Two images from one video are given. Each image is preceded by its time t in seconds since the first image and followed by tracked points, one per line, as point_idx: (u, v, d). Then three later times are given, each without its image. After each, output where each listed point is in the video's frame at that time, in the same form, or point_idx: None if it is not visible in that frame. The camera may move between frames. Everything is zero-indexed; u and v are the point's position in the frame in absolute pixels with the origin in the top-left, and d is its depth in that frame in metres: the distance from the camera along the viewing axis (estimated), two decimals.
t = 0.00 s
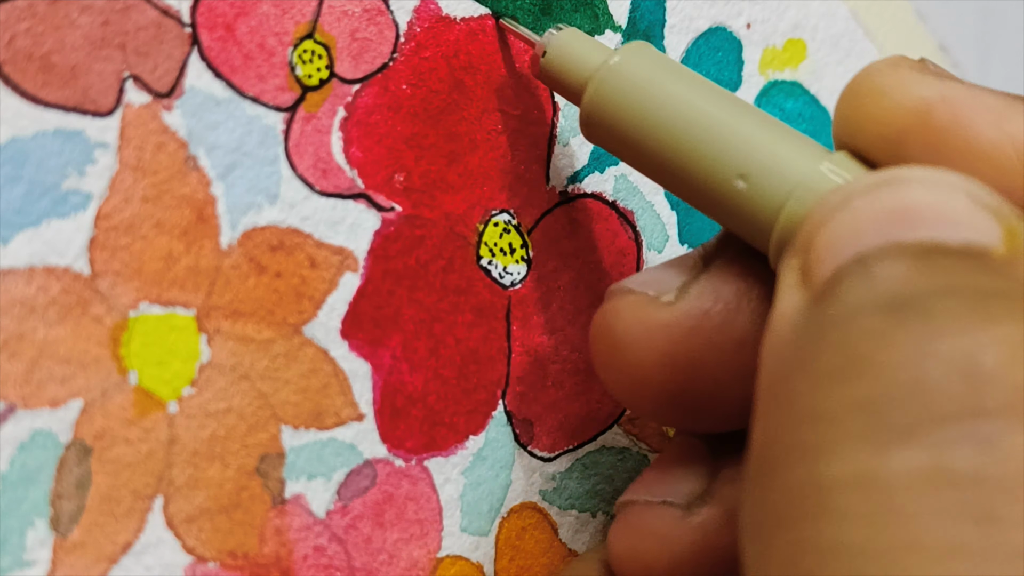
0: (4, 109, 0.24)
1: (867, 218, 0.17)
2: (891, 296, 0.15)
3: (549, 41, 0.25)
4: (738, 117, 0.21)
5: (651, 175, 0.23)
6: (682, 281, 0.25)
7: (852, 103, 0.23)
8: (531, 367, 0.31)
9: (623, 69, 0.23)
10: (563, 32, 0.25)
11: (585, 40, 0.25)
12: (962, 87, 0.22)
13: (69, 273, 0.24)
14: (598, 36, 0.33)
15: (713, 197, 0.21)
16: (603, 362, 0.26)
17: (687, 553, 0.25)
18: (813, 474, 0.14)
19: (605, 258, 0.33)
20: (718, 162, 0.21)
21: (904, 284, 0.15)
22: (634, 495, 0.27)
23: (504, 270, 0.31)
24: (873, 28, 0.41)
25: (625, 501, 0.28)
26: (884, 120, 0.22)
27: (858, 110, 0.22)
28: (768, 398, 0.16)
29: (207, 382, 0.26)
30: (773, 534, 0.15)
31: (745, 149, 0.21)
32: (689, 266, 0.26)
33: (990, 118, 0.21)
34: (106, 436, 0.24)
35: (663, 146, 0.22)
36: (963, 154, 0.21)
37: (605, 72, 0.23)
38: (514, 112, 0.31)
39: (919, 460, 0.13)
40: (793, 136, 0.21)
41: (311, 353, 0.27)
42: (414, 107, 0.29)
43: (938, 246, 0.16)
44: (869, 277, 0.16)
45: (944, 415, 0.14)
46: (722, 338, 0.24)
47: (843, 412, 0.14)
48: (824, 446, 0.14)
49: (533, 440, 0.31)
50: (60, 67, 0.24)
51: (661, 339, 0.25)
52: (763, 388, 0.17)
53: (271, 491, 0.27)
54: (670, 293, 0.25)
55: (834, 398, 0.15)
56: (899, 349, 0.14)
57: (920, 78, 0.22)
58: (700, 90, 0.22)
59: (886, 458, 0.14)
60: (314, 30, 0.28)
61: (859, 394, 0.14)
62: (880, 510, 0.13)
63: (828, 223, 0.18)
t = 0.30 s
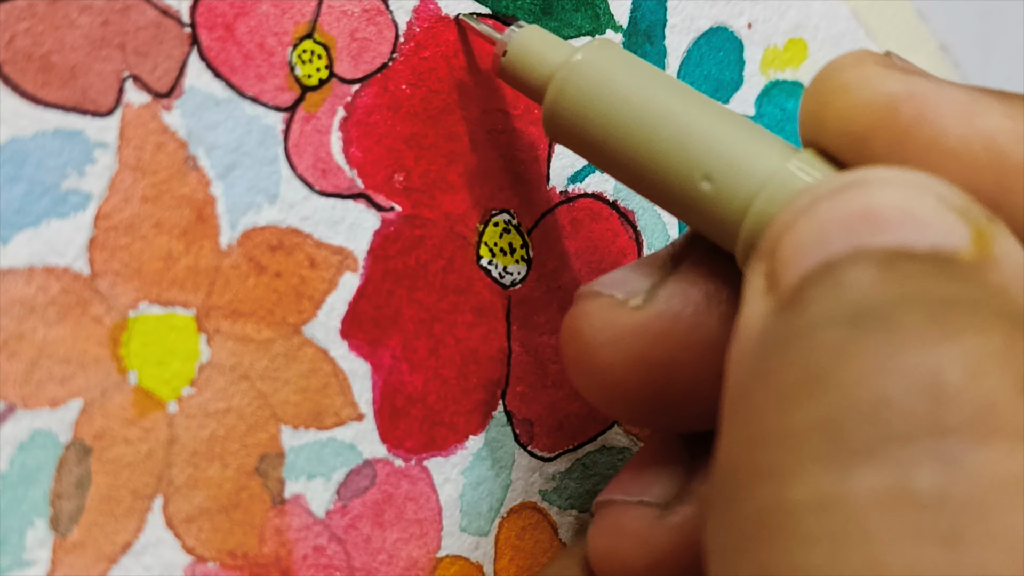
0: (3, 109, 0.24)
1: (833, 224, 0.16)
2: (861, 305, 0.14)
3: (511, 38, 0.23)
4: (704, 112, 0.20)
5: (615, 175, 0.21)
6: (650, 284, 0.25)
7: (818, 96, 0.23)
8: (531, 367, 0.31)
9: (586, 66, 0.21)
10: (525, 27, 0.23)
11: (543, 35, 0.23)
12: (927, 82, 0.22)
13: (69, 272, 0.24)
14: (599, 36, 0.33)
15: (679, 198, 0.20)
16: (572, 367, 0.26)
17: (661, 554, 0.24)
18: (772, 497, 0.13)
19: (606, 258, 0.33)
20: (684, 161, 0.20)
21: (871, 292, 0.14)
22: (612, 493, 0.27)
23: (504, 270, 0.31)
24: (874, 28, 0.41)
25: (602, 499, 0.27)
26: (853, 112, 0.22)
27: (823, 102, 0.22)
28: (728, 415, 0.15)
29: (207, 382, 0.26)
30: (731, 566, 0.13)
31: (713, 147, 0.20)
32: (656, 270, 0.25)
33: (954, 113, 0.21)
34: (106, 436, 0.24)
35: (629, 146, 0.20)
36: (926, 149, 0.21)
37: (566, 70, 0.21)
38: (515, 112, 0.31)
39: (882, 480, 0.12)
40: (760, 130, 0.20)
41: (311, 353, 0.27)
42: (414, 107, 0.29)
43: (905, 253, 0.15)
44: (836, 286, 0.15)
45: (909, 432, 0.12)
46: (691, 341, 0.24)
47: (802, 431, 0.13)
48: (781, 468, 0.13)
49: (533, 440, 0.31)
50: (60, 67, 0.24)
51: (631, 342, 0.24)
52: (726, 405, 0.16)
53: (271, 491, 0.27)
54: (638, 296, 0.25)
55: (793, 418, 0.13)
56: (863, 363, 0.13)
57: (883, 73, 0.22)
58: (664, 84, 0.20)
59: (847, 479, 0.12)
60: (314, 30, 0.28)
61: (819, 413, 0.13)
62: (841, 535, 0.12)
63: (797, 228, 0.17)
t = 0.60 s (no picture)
0: (3, 109, 0.24)
1: (807, 217, 0.16)
2: (834, 309, 0.14)
3: (484, 25, 0.23)
4: (679, 100, 0.20)
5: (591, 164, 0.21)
6: (626, 275, 0.25)
7: (792, 83, 0.22)
8: (531, 367, 0.31)
9: (562, 54, 0.21)
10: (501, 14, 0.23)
11: (518, 21, 0.23)
12: (900, 67, 0.22)
13: (69, 272, 0.24)
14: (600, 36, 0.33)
15: (655, 188, 0.20)
16: (550, 359, 0.26)
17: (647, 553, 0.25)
18: (743, 511, 0.13)
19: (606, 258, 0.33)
20: (661, 149, 0.20)
21: (844, 294, 0.14)
22: (595, 489, 0.27)
23: (505, 270, 0.31)
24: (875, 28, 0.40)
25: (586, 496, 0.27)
26: (829, 99, 0.21)
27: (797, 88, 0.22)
28: (704, 415, 0.15)
29: (207, 382, 0.26)
30: None
31: (687, 137, 0.20)
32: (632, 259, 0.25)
33: (929, 100, 0.21)
34: (106, 436, 0.24)
35: (604, 136, 0.20)
36: (903, 136, 0.21)
37: (541, 57, 0.21)
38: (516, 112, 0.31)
39: (854, 494, 0.12)
40: (736, 117, 0.20)
41: (310, 353, 0.27)
42: (413, 107, 0.29)
43: (879, 249, 0.15)
44: (809, 285, 0.15)
45: (880, 444, 0.12)
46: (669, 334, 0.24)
47: (772, 443, 0.13)
48: (751, 482, 0.13)
49: (533, 440, 0.31)
50: (60, 67, 0.24)
51: (607, 334, 0.24)
52: (701, 405, 0.15)
53: (270, 491, 0.27)
54: (614, 287, 0.25)
55: (763, 429, 0.13)
56: (833, 374, 0.13)
57: (858, 58, 0.22)
58: (639, 72, 0.20)
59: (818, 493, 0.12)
60: (313, 30, 0.28)
61: (789, 425, 0.13)
62: (812, 551, 0.12)
63: (770, 219, 0.17)
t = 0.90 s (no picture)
0: (3, 109, 0.24)
1: (793, 210, 0.15)
2: (822, 309, 0.14)
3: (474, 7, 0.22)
4: (669, 87, 0.20)
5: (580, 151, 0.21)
6: (614, 262, 0.25)
7: (786, 66, 0.23)
8: (531, 367, 0.31)
9: (552, 39, 0.21)
10: None
11: (506, 5, 0.22)
12: (892, 56, 0.23)
13: (68, 272, 0.24)
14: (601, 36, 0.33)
15: (645, 178, 0.20)
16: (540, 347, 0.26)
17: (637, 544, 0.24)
18: (729, 517, 0.13)
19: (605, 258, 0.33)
20: (650, 139, 0.20)
21: (832, 293, 0.14)
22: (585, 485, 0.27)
23: (505, 270, 0.31)
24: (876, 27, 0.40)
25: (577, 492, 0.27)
26: (823, 87, 0.23)
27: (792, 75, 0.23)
28: (690, 411, 0.15)
29: (206, 382, 0.26)
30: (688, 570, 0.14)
31: (677, 124, 0.20)
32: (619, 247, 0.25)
33: (920, 88, 0.22)
34: (106, 436, 0.25)
35: (594, 123, 0.20)
36: (894, 122, 0.22)
37: (530, 43, 0.21)
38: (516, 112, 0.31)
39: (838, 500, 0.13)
40: (725, 104, 0.20)
41: (310, 353, 0.27)
42: (413, 107, 0.29)
43: (866, 243, 0.15)
44: (796, 280, 0.14)
45: (864, 450, 0.13)
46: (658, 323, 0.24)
47: (757, 449, 0.13)
48: (739, 484, 0.13)
49: (533, 440, 0.31)
50: (60, 67, 0.24)
51: (595, 323, 0.24)
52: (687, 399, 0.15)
53: (270, 491, 0.27)
54: (602, 275, 0.25)
55: (749, 434, 0.13)
56: (818, 381, 0.13)
57: (849, 44, 0.23)
58: (628, 62, 0.20)
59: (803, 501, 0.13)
60: (312, 30, 0.28)
61: (775, 433, 0.13)
62: (796, 558, 0.12)
63: (757, 209, 0.16)
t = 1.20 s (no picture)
0: (3, 109, 0.24)
1: (786, 254, 0.15)
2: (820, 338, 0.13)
3: (456, 64, 0.23)
4: (656, 139, 0.20)
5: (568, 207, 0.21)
6: (608, 320, 0.24)
7: (767, 121, 0.22)
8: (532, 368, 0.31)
9: (535, 95, 0.21)
10: (471, 52, 0.23)
11: (490, 63, 0.22)
12: (874, 105, 0.21)
13: (68, 272, 0.24)
14: (601, 35, 0.33)
15: (633, 231, 0.20)
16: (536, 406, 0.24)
17: None
18: (731, 541, 0.12)
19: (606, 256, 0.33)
20: (636, 192, 0.19)
21: (831, 324, 0.13)
22: (593, 509, 0.25)
23: (505, 270, 0.31)
24: (876, 27, 0.40)
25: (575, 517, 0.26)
26: (803, 139, 0.21)
27: (769, 130, 0.21)
28: (686, 446, 0.14)
29: (206, 382, 0.26)
30: None
31: (664, 177, 0.19)
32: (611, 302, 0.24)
33: (906, 139, 0.21)
34: (106, 436, 0.25)
35: (579, 177, 0.20)
36: (881, 177, 0.21)
37: (513, 99, 0.21)
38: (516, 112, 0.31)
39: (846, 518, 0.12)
40: (715, 157, 0.20)
41: (310, 353, 0.27)
42: (413, 107, 0.29)
43: (862, 282, 0.14)
44: (794, 317, 0.14)
45: (869, 467, 0.12)
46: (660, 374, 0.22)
47: (756, 468, 0.12)
48: (742, 508, 0.12)
49: (533, 440, 0.31)
50: (59, 67, 0.24)
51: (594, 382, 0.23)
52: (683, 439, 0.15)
53: (270, 491, 0.27)
54: (597, 333, 0.23)
55: (748, 451, 0.13)
56: (817, 397, 0.13)
57: (832, 96, 0.22)
58: (613, 111, 0.20)
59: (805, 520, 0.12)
60: (312, 30, 0.28)
61: (775, 447, 0.12)
62: None
63: (752, 259, 0.16)
